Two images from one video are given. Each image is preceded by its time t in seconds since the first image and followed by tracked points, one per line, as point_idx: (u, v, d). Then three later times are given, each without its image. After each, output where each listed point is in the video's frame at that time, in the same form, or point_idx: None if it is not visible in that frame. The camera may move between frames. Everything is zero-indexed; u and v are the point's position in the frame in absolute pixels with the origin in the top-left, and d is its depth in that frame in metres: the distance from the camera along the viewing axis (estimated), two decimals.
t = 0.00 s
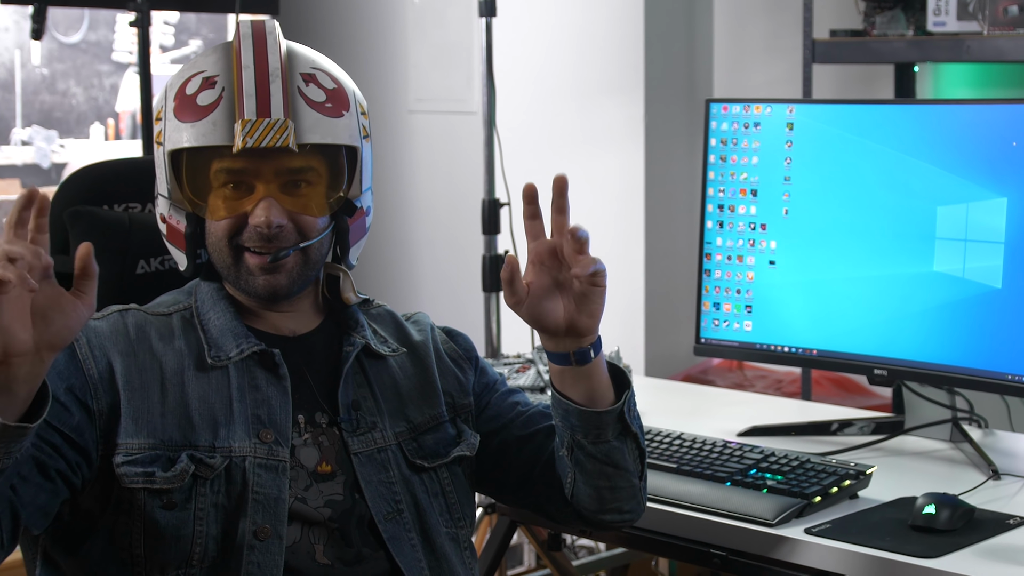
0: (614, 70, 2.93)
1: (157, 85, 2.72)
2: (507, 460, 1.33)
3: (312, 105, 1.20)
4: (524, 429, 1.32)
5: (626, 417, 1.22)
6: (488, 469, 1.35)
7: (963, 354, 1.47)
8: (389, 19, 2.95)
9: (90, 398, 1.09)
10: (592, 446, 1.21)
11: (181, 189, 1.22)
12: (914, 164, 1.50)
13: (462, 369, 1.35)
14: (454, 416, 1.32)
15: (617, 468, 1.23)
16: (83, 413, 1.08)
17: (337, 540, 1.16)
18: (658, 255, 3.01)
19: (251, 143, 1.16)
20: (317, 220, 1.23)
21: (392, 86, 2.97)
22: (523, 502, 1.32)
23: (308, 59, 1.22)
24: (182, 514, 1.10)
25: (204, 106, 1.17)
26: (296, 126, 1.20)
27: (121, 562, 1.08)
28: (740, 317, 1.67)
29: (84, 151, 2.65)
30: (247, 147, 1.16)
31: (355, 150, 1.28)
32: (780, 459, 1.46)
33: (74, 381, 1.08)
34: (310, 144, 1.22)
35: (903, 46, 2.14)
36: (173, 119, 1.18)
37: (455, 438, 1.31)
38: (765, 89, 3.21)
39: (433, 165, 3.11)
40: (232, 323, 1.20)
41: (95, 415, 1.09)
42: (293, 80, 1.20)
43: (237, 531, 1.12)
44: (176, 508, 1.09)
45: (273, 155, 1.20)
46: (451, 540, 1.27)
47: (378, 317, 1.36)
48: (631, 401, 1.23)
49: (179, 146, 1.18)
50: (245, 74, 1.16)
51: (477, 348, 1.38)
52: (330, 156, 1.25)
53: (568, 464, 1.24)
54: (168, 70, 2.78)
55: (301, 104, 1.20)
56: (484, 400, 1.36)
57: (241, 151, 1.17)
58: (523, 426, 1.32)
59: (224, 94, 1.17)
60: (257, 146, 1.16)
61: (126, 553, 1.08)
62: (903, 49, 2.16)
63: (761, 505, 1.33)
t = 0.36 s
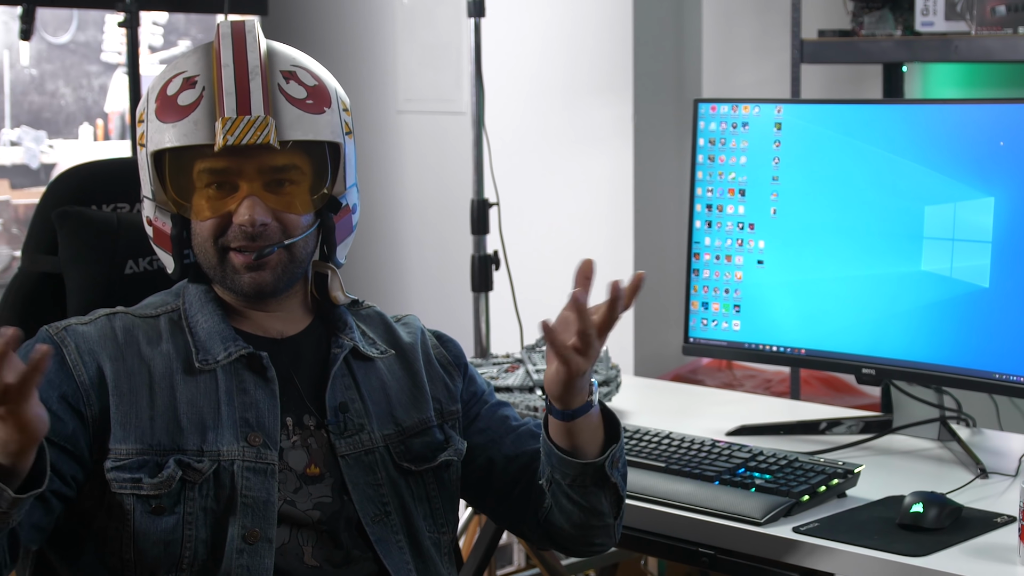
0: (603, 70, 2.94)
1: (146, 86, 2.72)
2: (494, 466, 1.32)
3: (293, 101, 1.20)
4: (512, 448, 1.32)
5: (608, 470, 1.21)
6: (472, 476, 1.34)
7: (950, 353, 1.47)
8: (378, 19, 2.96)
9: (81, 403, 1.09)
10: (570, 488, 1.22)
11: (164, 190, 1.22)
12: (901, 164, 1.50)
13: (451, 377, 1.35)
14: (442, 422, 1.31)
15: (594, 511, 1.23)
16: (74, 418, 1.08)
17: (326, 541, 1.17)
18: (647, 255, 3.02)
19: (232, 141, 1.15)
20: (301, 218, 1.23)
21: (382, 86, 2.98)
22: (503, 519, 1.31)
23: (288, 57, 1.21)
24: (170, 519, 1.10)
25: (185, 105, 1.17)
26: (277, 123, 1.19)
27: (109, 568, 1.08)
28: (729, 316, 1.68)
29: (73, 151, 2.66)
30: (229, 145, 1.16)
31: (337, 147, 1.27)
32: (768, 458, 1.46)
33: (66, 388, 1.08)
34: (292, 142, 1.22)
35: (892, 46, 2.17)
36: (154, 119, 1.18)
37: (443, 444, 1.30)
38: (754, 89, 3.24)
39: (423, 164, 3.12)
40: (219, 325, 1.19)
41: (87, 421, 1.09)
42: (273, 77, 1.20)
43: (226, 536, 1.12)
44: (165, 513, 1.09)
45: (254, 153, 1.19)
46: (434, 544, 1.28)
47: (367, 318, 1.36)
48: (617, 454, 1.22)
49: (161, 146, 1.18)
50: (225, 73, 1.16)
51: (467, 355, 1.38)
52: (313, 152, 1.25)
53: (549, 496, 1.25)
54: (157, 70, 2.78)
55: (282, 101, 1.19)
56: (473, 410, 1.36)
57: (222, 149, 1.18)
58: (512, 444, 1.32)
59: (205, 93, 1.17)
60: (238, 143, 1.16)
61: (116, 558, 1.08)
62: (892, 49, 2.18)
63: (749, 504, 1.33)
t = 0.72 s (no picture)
0: (596, 70, 2.95)
1: (138, 87, 2.74)
2: (486, 472, 1.33)
3: (305, 105, 1.20)
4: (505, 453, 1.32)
5: (606, 487, 1.20)
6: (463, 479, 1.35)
7: (942, 353, 1.47)
8: (371, 20, 2.98)
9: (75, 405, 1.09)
10: (568, 505, 1.20)
11: (170, 185, 1.20)
12: (892, 164, 1.50)
13: (445, 379, 1.34)
14: (434, 424, 1.31)
15: (589, 527, 1.21)
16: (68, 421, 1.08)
17: (319, 542, 1.17)
18: (640, 255, 3.03)
19: (247, 139, 1.15)
20: (304, 220, 1.22)
21: (374, 87, 2.98)
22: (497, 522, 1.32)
23: (301, 62, 1.22)
24: (162, 520, 1.10)
25: (197, 102, 1.16)
26: (290, 124, 1.19)
27: (103, 568, 1.07)
28: (721, 316, 1.68)
29: (65, 153, 2.68)
30: (242, 143, 1.15)
31: (344, 152, 1.28)
32: (760, 458, 1.46)
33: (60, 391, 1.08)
34: (302, 145, 1.21)
35: (884, 46, 2.18)
36: (164, 114, 1.17)
37: (435, 445, 1.30)
38: (745, 88, 3.27)
39: (415, 165, 3.13)
40: (213, 327, 1.19)
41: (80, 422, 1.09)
42: (287, 79, 1.20)
43: (219, 538, 1.12)
44: (158, 515, 1.09)
45: (264, 153, 1.19)
46: (428, 547, 1.28)
47: (360, 319, 1.36)
48: (615, 472, 1.21)
49: (170, 141, 1.17)
50: (241, 72, 1.16)
51: (459, 357, 1.37)
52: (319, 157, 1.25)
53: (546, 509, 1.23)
54: (149, 71, 2.79)
55: (295, 103, 1.20)
56: (467, 415, 1.36)
57: (235, 147, 1.16)
58: (507, 448, 1.33)
59: (218, 90, 1.16)
60: (252, 142, 1.15)
61: (110, 559, 1.07)
62: (883, 49, 2.19)
63: (741, 504, 1.33)
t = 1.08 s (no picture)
0: (593, 70, 2.95)
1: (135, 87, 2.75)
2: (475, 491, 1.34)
3: (305, 101, 1.20)
4: (488, 487, 1.33)
5: None
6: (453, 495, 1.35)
7: (939, 354, 1.47)
8: (369, 21, 2.98)
9: (81, 409, 1.08)
10: None
11: (170, 182, 1.19)
12: (889, 165, 1.50)
13: (441, 391, 1.35)
14: (429, 435, 1.32)
15: None
16: (75, 425, 1.07)
17: (317, 542, 1.16)
18: (637, 256, 3.03)
19: (247, 134, 1.14)
20: (303, 217, 1.22)
21: (372, 87, 2.99)
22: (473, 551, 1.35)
23: (300, 60, 1.21)
24: (161, 522, 1.09)
25: (197, 98, 1.15)
26: (289, 120, 1.19)
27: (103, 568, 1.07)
28: (718, 316, 1.68)
29: (63, 153, 2.70)
30: (242, 138, 1.14)
31: (343, 150, 1.28)
32: (757, 458, 1.46)
33: (68, 396, 1.06)
34: (301, 142, 1.21)
35: (881, 46, 2.24)
36: (164, 110, 1.16)
37: (432, 453, 1.31)
38: (742, 89, 3.29)
39: (413, 165, 3.13)
40: (212, 329, 1.18)
41: (85, 425, 1.08)
42: (287, 76, 1.19)
43: (219, 538, 1.12)
44: (157, 516, 1.09)
45: (263, 149, 1.19)
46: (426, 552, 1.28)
47: (359, 319, 1.37)
48: None
49: (170, 137, 1.16)
50: (241, 67, 1.15)
51: (456, 371, 1.38)
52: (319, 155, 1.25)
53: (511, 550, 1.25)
54: (147, 71, 2.80)
55: (295, 100, 1.19)
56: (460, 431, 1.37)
57: (234, 143, 1.16)
58: (489, 483, 1.33)
59: (218, 86, 1.15)
60: (252, 137, 1.14)
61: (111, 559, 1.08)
62: (881, 48, 2.25)
63: (739, 504, 1.33)
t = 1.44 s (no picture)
0: (591, 69, 2.95)
1: (133, 88, 2.76)
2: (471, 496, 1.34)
3: (295, 103, 1.20)
4: (472, 511, 1.33)
5: None
6: (433, 517, 1.33)
7: (936, 354, 1.48)
8: (367, 20, 2.99)
9: (82, 410, 1.07)
10: None
11: (163, 184, 1.21)
12: (886, 165, 1.50)
13: (441, 399, 1.36)
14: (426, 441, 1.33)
15: None
16: (76, 427, 1.06)
17: (314, 542, 1.17)
18: (635, 255, 3.03)
19: (234, 138, 1.14)
20: (296, 219, 1.23)
21: (370, 87, 2.99)
22: None
23: (292, 60, 1.21)
24: (159, 521, 1.09)
25: (188, 102, 1.15)
26: (279, 123, 1.19)
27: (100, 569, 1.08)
28: (715, 317, 1.68)
29: (61, 153, 2.71)
30: (230, 142, 1.15)
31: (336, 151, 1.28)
32: (754, 458, 1.46)
33: (69, 398, 1.06)
34: (292, 143, 1.22)
35: (878, 46, 2.29)
36: (156, 114, 1.16)
37: (428, 459, 1.31)
38: (740, 89, 3.30)
39: (411, 165, 3.14)
40: (210, 328, 1.18)
41: (85, 426, 1.08)
42: (277, 79, 1.19)
43: (216, 537, 1.12)
44: (155, 515, 1.09)
45: (255, 151, 1.19)
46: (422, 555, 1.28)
47: (358, 320, 1.37)
48: None
49: (162, 141, 1.17)
50: (230, 71, 1.15)
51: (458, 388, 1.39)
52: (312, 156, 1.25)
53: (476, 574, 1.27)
54: (145, 71, 2.80)
55: (285, 102, 1.19)
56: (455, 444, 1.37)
57: (224, 146, 1.17)
58: (472, 509, 1.32)
59: (208, 90, 1.16)
60: (240, 141, 1.15)
61: (109, 559, 1.08)
62: (879, 49, 2.30)
63: (734, 504, 1.33)
